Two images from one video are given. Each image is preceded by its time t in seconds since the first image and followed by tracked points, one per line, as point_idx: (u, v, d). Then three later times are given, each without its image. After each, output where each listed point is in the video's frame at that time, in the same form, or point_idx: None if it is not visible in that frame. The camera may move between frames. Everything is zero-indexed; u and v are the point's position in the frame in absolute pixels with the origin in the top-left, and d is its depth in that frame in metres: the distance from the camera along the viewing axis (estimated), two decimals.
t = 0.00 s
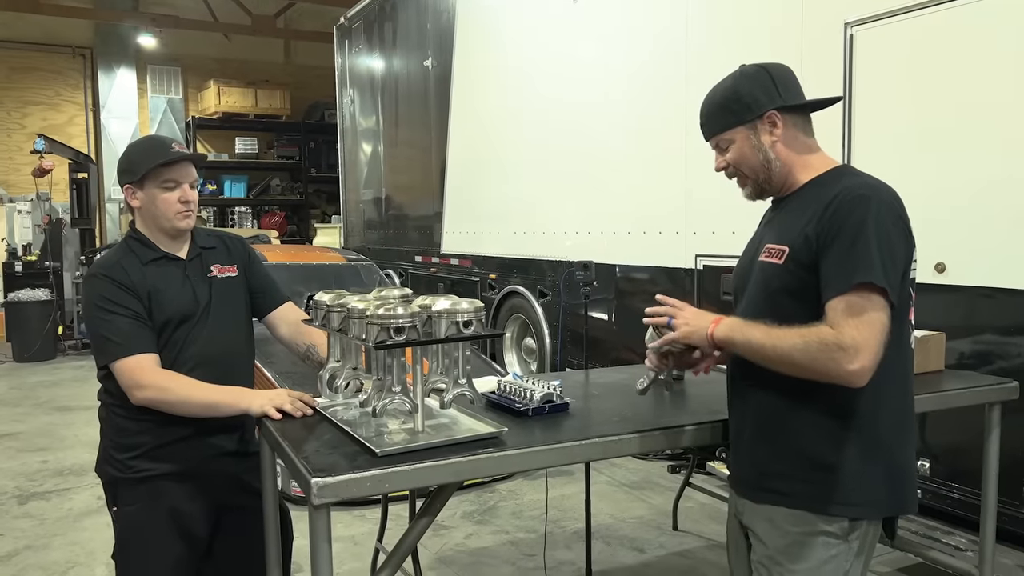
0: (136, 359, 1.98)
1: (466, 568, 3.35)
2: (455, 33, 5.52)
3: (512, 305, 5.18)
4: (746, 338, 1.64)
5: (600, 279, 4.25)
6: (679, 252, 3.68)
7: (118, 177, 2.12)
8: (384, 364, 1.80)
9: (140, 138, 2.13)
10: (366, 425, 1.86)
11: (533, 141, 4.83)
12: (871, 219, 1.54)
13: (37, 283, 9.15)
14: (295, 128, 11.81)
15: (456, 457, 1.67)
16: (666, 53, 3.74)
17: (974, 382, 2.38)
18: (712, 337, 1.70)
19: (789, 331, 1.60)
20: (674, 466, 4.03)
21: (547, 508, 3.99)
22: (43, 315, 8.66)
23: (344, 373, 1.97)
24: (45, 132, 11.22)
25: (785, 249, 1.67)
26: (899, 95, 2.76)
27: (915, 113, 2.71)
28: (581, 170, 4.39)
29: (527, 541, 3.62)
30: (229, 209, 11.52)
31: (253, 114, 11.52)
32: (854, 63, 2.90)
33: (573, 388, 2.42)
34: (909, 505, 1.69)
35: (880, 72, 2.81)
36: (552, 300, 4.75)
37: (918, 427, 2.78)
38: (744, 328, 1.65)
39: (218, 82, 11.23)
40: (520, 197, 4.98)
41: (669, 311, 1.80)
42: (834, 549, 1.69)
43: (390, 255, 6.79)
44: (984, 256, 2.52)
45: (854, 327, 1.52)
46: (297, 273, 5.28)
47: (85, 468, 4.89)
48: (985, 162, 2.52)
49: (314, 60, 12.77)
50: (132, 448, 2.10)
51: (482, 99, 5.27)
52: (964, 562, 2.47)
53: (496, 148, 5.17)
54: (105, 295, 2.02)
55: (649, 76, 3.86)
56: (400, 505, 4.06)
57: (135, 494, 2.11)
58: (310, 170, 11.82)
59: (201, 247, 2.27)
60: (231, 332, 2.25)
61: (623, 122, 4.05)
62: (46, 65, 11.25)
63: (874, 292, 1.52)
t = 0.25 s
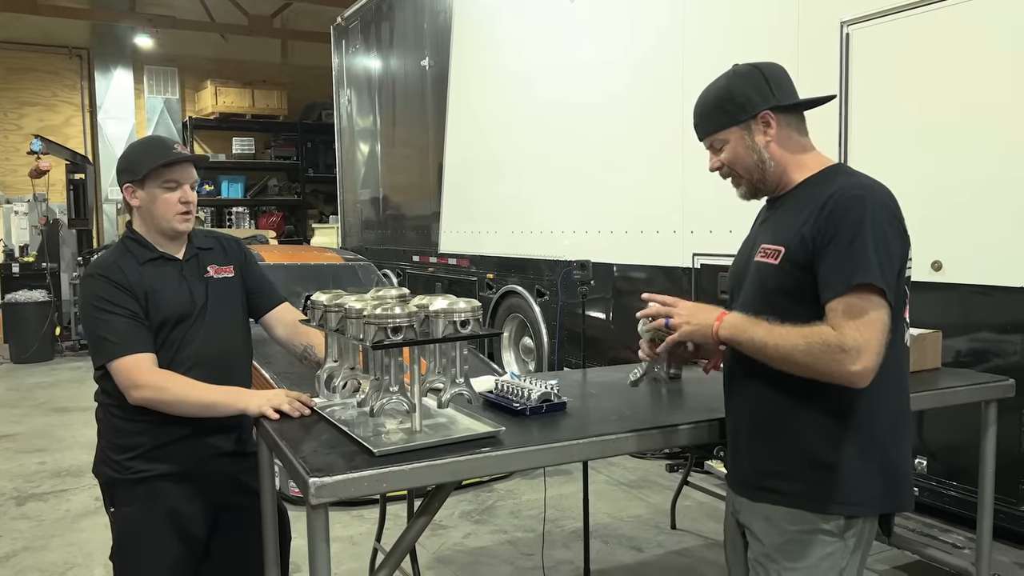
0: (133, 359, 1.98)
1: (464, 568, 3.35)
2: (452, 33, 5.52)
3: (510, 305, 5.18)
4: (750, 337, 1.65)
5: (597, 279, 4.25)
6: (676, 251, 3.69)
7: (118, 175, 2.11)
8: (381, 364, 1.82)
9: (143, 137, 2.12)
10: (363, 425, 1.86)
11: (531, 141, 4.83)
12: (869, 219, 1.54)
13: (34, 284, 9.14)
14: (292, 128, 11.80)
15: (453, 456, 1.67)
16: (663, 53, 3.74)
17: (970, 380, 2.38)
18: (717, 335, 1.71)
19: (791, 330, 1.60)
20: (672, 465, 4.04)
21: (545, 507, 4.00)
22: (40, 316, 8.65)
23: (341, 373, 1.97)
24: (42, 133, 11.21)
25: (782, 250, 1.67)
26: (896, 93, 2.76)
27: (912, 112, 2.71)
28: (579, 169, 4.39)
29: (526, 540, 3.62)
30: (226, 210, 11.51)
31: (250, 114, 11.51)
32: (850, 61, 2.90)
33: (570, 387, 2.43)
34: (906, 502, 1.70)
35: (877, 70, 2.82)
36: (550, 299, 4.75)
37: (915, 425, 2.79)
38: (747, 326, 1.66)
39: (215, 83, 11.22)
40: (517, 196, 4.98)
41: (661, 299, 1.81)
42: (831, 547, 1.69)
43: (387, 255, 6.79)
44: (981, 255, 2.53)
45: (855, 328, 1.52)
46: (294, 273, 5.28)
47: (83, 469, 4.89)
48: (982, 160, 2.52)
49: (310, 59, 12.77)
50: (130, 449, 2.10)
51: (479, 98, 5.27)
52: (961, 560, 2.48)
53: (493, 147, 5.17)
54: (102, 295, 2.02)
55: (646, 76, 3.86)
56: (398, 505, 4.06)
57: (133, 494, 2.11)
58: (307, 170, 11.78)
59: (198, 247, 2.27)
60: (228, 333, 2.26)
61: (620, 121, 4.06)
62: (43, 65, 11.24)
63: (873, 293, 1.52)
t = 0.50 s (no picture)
0: (136, 359, 1.98)
1: (466, 569, 3.35)
2: (453, 35, 5.53)
3: (512, 306, 5.18)
4: (744, 335, 1.66)
5: (599, 280, 4.25)
6: (678, 252, 3.69)
7: (124, 171, 2.12)
8: (384, 365, 1.81)
9: (152, 136, 2.14)
10: (366, 426, 1.87)
11: (532, 142, 4.83)
12: (867, 221, 1.54)
13: (36, 285, 9.26)
14: (294, 130, 11.82)
15: (456, 457, 1.67)
16: (665, 54, 3.74)
17: (973, 381, 2.38)
18: (714, 336, 1.72)
19: (785, 330, 1.61)
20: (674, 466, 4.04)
21: (547, 509, 4.00)
22: (43, 318, 8.66)
23: (344, 375, 1.97)
24: (45, 135, 11.24)
25: (782, 251, 1.68)
26: (898, 94, 2.76)
27: (914, 114, 2.71)
28: (580, 171, 4.39)
29: (527, 542, 3.62)
30: (229, 212, 11.53)
31: (252, 116, 11.52)
32: (852, 62, 2.90)
33: (573, 389, 2.43)
34: (907, 504, 1.70)
35: (879, 72, 2.82)
36: (552, 301, 4.75)
37: (917, 427, 2.79)
38: (743, 324, 1.67)
39: (217, 85, 11.24)
40: (519, 198, 4.99)
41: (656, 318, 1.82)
42: (834, 548, 1.69)
43: (389, 256, 6.80)
44: (983, 256, 2.53)
45: (847, 330, 1.52)
46: (296, 275, 5.28)
47: (86, 471, 4.89)
48: (985, 162, 2.52)
49: (312, 61, 12.79)
50: (137, 450, 2.11)
51: (481, 100, 5.27)
52: (964, 562, 2.47)
53: (495, 148, 5.18)
54: (104, 293, 2.02)
55: (647, 78, 3.86)
56: (400, 506, 4.06)
57: (142, 494, 2.12)
58: (309, 172, 11.88)
59: (198, 248, 2.27)
60: (228, 332, 2.26)
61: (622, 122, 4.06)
62: (46, 67, 11.27)
63: (868, 294, 1.52)
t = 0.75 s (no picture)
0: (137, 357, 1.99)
1: (468, 571, 3.35)
2: (455, 37, 5.54)
3: (513, 308, 5.19)
4: (744, 337, 1.66)
5: (601, 282, 4.26)
6: (679, 254, 3.69)
7: (132, 169, 2.13)
8: (386, 367, 1.81)
9: (162, 136, 2.16)
10: (368, 428, 1.87)
11: (534, 144, 4.84)
12: (868, 224, 1.54)
13: (38, 287, 9.28)
14: (296, 132, 11.83)
15: (458, 459, 1.67)
16: (666, 57, 3.75)
17: (975, 384, 2.38)
18: (712, 338, 1.73)
19: (785, 332, 1.61)
20: (675, 469, 4.04)
21: (549, 511, 4.00)
22: (45, 320, 8.67)
23: (346, 377, 1.96)
24: (47, 136, 11.26)
25: (783, 253, 1.68)
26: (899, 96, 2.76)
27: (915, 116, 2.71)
28: (582, 172, 4.40)
29: (529, 544, 3.62)
30: (230, 213, 11.55)
31: (254, 118, 11.54)
32: (853, 64, 2.90)
33: (575, 390, 2.43)
34: (908, 506, 1.70)
35: (880, 74, 2.82)
36: (553, 303, 4.74)
37: (919, 429, 2.79)
38: (744, 326, 1.67)
39: (219, 87, 11.26)
40: (520, 200, 5.00)
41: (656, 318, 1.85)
42: (836, 550, 1.69)
43: (390, 258, 6.81)
44: (985, 258, 2.53)
45: (847, 332, 1.52)
46: (298, 277, 5.29)
47: (88, 472, 4.90)
48: (987, 164, 2.52)
49: (314, 63, 12.82)
50: (146, 451, 2.12)
51: (483, 102, 5.28)
52: (966, 564, 2.47)
53: (496, 150, 5.19)
54: (108, 289, 2.02)
55: (649, 80, 3.87)
56: (402, 508, 4.06)
57: (155, 494, 2.12)
58: (311, 174, 11.87)
59: (202, 248, 2.29)
60: (232, 331, 2.26)
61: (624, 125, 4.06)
62: (48, 69, 11.29)
63: (869, 297, 1.52)
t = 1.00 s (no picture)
0: (148, 338, 1.96)
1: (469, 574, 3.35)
2: (456, 39, 5.55)
3: (514, 310, 5.19)
4: (744, 337, 1.66)
5: (602, 284, 4.26)
6: (680, 256, 3.70)
7: (147, 167, 2.13)
8: (387, 368, 1.81)
9: (178, 136, 2.17)
10: (370, 430, 1.87)
11: (534, 147, 4.85)
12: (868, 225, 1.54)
13: (40, 289, 9.21)
14: (297, 134, 11.84)
15: (459, 461, 1.68)
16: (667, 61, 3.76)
17: (975, 386, 2.38)
18: (712, 338, 1.73)
19: (784, 332, 1.61)
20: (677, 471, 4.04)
21: (550, 513, 4.00)
22: (46, 322, 8.68)
23: (348, 378, 2.00)
24: (48, 139, 11.28)
25: (784, 255, 1.68)
26: (900, 98, 2.76)
27: (916, 118, 2.72)
28: (582, 174, 4.40)
29: (530, 546, 3.62)
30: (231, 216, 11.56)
31: (255, 120, 11.56)
32: (853, 66, 2.91)
33: (576, 392, 2.43)
34: (908, 509, 1.70)
35: (880, 76, 2.83)
36: (554, 305, 4.73)
37: (920, 431, 2.79)
38: (743, 327, 1.67)
39: (220, 89, 11.28)
40: (521, 202, 5.01)
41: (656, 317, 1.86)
42: (836, 552, 1.69)
43: (391, 260, 6.82)
44: (985, 260, 2.54)
45: (846, 332, 1.52)
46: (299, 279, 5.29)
47: (89, 475, 4.90)
48: (987, 166, 2.52)
49: (314, 66, 12.84)
50: (158, 449, 2.11)
51: (483, 104, 5.29)
52: (967, 566, 2.47)
53: (496, 152, 5.20)
54: (123, 278, 2.02)
55: (649, 83, 3.87)
56: (403, 510, 4.06)
57: (167, 493, 2.12)
58: (313, 176, 11.80)
59: (214, 245, 2.29)
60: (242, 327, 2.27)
61: (624, 127, 4.07)
62: (49, 71, 11.31)
63: (867, 297, 1.52)
